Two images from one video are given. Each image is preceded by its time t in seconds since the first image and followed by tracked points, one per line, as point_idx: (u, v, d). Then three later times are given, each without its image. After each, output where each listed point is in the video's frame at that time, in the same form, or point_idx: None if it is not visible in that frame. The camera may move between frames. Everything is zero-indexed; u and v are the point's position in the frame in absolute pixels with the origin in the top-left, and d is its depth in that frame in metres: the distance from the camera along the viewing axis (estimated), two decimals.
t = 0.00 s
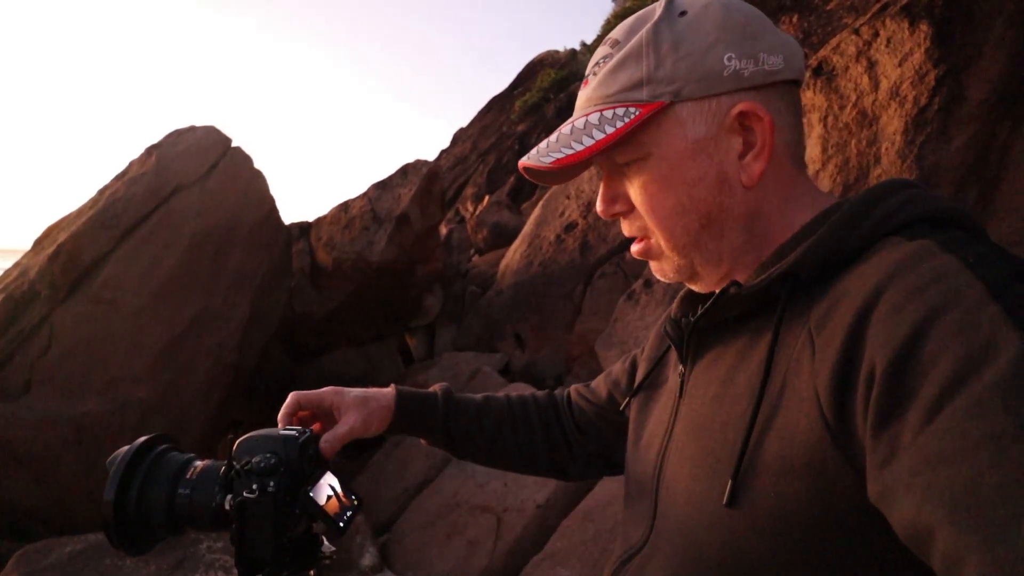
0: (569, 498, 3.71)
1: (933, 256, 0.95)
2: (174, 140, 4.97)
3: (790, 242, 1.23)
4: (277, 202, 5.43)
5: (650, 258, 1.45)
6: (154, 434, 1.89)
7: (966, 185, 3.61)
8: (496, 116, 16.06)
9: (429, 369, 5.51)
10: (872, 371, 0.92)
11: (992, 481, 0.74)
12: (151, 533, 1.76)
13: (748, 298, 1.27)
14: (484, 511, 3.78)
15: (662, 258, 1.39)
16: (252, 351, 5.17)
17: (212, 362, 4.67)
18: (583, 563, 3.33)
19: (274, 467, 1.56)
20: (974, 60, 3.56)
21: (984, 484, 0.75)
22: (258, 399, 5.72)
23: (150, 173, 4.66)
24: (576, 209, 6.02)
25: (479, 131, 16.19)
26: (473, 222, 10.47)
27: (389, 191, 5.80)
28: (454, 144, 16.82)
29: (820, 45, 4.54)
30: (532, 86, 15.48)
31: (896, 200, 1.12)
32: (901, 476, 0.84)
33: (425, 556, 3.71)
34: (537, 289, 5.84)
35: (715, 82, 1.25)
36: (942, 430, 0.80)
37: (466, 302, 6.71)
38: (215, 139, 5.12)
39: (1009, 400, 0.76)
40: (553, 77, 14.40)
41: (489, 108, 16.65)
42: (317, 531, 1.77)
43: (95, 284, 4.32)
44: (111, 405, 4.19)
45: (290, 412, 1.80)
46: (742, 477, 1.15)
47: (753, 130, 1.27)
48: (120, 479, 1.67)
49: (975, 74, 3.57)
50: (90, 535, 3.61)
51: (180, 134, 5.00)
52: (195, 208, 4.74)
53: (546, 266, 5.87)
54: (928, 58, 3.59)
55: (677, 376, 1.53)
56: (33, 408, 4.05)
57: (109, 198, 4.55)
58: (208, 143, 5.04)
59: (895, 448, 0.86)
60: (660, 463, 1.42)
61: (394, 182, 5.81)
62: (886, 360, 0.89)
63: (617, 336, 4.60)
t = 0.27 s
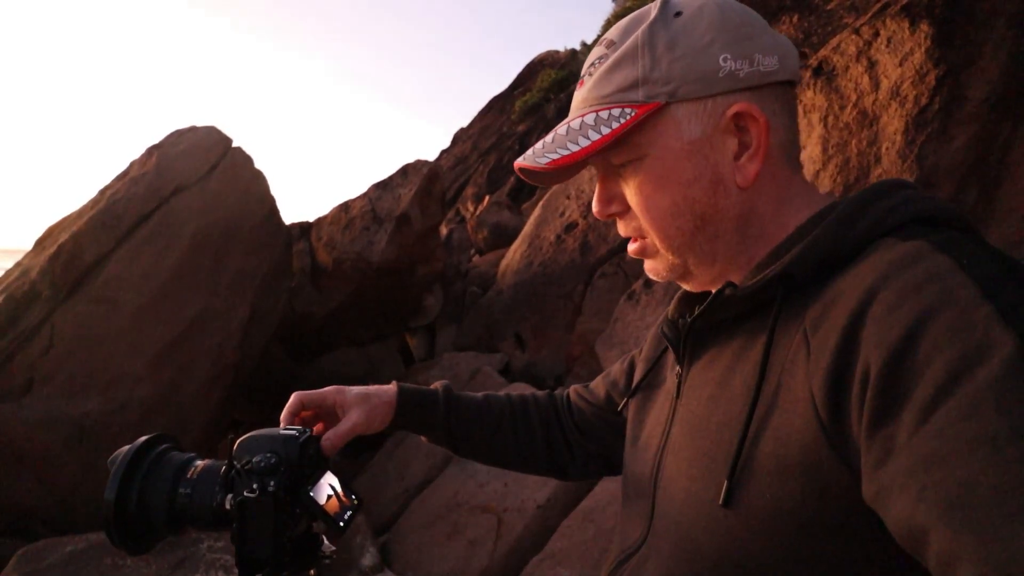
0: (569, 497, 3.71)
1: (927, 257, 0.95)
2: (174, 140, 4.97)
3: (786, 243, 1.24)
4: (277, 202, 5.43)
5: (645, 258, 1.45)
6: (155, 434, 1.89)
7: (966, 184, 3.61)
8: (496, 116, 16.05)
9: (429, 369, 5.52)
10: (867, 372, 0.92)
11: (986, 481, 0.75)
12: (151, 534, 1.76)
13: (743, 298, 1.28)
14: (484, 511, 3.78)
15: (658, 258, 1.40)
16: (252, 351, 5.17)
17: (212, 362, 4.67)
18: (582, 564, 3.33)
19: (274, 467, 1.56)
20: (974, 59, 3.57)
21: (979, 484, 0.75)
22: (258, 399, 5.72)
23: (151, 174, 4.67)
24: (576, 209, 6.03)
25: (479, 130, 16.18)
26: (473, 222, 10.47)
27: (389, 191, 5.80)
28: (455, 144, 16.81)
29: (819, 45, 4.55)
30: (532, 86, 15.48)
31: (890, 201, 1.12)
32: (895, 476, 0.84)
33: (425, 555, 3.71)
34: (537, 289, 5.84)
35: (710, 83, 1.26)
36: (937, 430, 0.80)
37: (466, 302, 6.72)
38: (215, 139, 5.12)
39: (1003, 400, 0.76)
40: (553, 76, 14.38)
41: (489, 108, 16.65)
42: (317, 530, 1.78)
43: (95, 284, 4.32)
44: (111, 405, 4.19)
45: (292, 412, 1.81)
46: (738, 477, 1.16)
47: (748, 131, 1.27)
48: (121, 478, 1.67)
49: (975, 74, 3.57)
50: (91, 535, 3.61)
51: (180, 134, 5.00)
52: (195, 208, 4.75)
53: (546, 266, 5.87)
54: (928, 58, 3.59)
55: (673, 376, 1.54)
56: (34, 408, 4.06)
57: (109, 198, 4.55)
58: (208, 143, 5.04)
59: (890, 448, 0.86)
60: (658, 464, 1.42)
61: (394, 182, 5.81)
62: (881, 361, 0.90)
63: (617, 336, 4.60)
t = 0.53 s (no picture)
0: (570, 497, 3.71)
1: (927, 258, 0.95)
2: (174, 140, 4.97)
3: (785, 243, 1.23)
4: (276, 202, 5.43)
5: (645, 258, 1.45)
6: (154, 434, 1.89)
7: (965, 185, 3.61)
8: (496, 116, 16.04)
9: (429, 369, 5.52)
10: (867, 373, 0.92)
11: (986, 483, 0.75)
12: (150, 534, 1.76)
13: (742, 298, 1.28)
14: (484, 511, 3.78)
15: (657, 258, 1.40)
16: (252, 351, 5.17)
17: (212, 362, 4.67)
18: (582, 564, 3.33)
19: (274, 467, 1.56)
20: (975, 59, 3.56)
21: (979, 485, 0.75)
22: (258, 400, 5.72)
23: (151, 174, 4.67)
24: (576, 209, 6.03)
25: (479, 130, 16.17)
26: (473, 222, 10.46)
27: (389, 191, 5.80)
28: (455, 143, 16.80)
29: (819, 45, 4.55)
30: (532, 86, 15.47)
31: (890, 201, 1.12)
32: (896, 477, 0.84)
33: (425, 555, 3.71)
34: (537, 289, 5.84)
35: (710, 82, 1.26)
36: (937, 431, 0.80)
37: (466, 302, 6.72)
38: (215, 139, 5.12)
39: (1003, 402, 0.76)
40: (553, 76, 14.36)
41: (489, 107, 16.64)
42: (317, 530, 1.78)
43: (95, 284, 4.32)
44: (111, 405, 4.19)
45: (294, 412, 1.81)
46: (738, 478, 1.16)
47: (748, 131, 1.27)
48: (121, 479, 1.67)
49: (975, 74, 3.57)
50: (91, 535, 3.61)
51: (180, 134, 5.00)
52: (195, 208, 4.74)
53: (546, 266, 5.87)
54: (928, 58, 3.59)
55: (673, 377, 1.54)
56: (34, 408, 4.06)
57: (109, 198, 4.55)
58: (208, 143, 5.04)
59: (890, 449, 0.86)
60: (658, 464, 1.42)
61: (395, 182, 5.81)
62: (882, 362, 0.90)
63: (617, 336, 4.60)
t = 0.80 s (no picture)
0: (571, 498, 3.71)
1: (924, 259, 0.95)
2: (175, 141, 4.97)
3: (784, 244, 1.23)
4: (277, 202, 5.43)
5: (644, 258, 1.45)
6: (153, 435, 1.89)
7: (966, 185, 3.61)
8: (497, 116, 16.04)
9: (430, 369, 5.52)
10: (865, 372, 0.92)
11: (984, 482, 0.74)
12: (149, 534, 1.76)
13: (741, 299, 1.28)
14: (485, 511, 3.78)
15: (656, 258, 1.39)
16: (253, 351, 5.17)
17: (213, 362, 4.67)
18: (582, 564, 3.33)
19: (272, 467, 1.56)
20: (975, 59, 3.56)
21: (977, 485, 0.75)
22: (259, 400, 5.72)
23: (152, 174, 4.67)
24: (577, 209, 6.03)
25: (480, 131, 16.17)
26: (474, 222, 10.46)
27: (390, 191, 5.80)
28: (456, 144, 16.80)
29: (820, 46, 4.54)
30: (533, 86, 15.46)
31: (888, 202, 1.12)
32: (893, 477, 0.84)
33: (426, 556, 3.71)
34: (538, 289, 5.84)
35: (708, 83, 1.26)
36: (934, 431, 0.80)
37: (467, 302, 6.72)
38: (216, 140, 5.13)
39: (1002, 402, 0.76)
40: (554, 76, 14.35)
41: (490, 108, 16.64)
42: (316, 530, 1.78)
43: (96, 284, 4.32)
44: (111, 405, 4.19)
45: (295, 412, 1.81)
46: (736, 478, 1.16)
47: (747, 132, 1.27)
48: (119, 479, 1.67)
49: (975, 74, 3.57)
50: (92, 535, 3.61)
51: (181, 134, 5.00)
52: (196, 209, 4.74)
53: (547, 267, 5.87)
54: (928, 58, 3.59)
55: (672, 378, 1.53)
56: (35, 408, 4.07)
57: (110, 198, 4.55)
58: (209, 143, 5.05)
59: (888, 449, 0.86)
60: (656, 465, 1.42)
61: (395, 182, 5.81)
62: (880, 362, 0.89)
63: (618, 336, 4.60)
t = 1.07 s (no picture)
0: (571, 498, 3.71)
1: (923, 258, 0.95)
2: (176, 142, 4.98)
3: (783, 243, 1.23)
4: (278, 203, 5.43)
5: (643, 259, 1.45)
6: (153, 435, 1.89)
7: (967, 185, 3.60)
8: (498, 116, 16.04)
9: (431, 370, 5.52)
10: (863, 372, 0.92)
11: (982, 481, 0.74)
12: (149, 534, 1.76)
13: (740, 299, 1.27)
14: (486, 512, 3.77)
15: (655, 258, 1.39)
16: (254, 351, 5.17)
17: (213, 362, 4.68)
18: (583, 564, 3.33)
19: (271, 468, 1.56)
20: (976, 59, 3.56)
21: (975, 485, 0.75)
22: (260, 400, 5.73)
23: (153, 175, 4.67)
24: (577, 210, 6.03)
25: (481, 131, 16.16)
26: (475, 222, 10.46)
27: (391, 192, 5.80)
28: (457, 144, 16.80)
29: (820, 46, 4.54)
30: (534, 86, 15.46)
31: (886, 202, 1.12)
32: (892, 476, 0.84)
33: (427, 556, 3.71)
34: (539, 289, 5.84)
35: (707, 84, 1.25)
36: (932, 430, 0.80)
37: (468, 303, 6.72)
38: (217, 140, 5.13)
39: (1000, 401, 0.75)
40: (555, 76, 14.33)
41: (491, 108, 16.64)
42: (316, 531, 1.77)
43: (97, 285, 4.33)
44: (112, 405, 4.20)
45: (294, 412, 1.81)
46: (735, 478, 1.15)
47: (745, 132, 1.27)
48: (118, 480, 1.67)
49: (976, 74, 3.57)
50: (92, 535, 3.62)
51: (181, 135, 5.01)
52: (197, 209, 4.75)
53: (548, 267, 5.87)
54: (929, 58, 3.58)
55: (671, 378, 1.53)
56: (36, 409, 4.07)
57: (111, 199, 4.56)
58: (210, 144, 5.05)
59: (886, 449, 0.86)
60: (655, 465, 1.41)
61: (396, 182, 5.81)
62: (877, 361, 0.89)
63: (618, 336, 4.60)
